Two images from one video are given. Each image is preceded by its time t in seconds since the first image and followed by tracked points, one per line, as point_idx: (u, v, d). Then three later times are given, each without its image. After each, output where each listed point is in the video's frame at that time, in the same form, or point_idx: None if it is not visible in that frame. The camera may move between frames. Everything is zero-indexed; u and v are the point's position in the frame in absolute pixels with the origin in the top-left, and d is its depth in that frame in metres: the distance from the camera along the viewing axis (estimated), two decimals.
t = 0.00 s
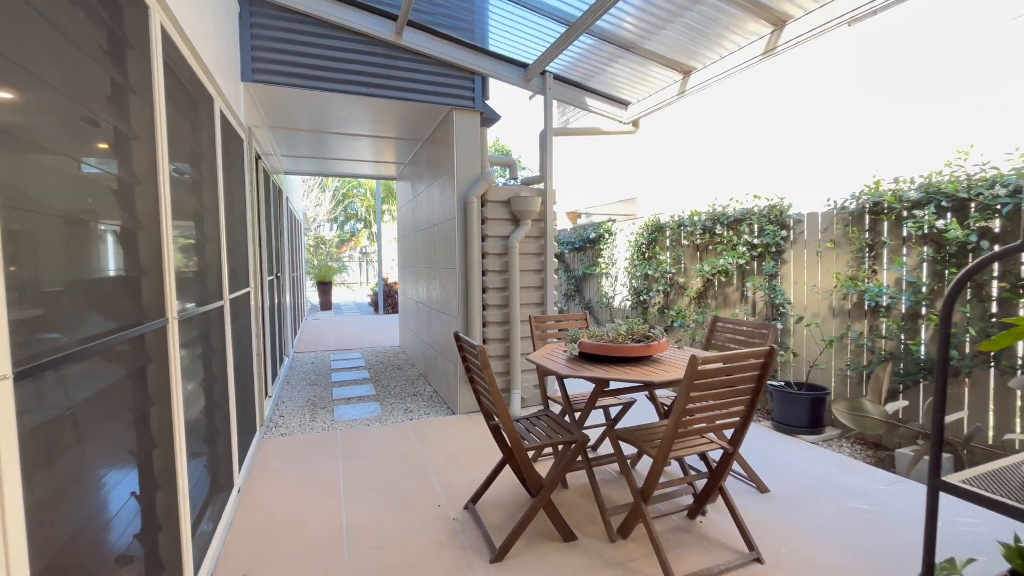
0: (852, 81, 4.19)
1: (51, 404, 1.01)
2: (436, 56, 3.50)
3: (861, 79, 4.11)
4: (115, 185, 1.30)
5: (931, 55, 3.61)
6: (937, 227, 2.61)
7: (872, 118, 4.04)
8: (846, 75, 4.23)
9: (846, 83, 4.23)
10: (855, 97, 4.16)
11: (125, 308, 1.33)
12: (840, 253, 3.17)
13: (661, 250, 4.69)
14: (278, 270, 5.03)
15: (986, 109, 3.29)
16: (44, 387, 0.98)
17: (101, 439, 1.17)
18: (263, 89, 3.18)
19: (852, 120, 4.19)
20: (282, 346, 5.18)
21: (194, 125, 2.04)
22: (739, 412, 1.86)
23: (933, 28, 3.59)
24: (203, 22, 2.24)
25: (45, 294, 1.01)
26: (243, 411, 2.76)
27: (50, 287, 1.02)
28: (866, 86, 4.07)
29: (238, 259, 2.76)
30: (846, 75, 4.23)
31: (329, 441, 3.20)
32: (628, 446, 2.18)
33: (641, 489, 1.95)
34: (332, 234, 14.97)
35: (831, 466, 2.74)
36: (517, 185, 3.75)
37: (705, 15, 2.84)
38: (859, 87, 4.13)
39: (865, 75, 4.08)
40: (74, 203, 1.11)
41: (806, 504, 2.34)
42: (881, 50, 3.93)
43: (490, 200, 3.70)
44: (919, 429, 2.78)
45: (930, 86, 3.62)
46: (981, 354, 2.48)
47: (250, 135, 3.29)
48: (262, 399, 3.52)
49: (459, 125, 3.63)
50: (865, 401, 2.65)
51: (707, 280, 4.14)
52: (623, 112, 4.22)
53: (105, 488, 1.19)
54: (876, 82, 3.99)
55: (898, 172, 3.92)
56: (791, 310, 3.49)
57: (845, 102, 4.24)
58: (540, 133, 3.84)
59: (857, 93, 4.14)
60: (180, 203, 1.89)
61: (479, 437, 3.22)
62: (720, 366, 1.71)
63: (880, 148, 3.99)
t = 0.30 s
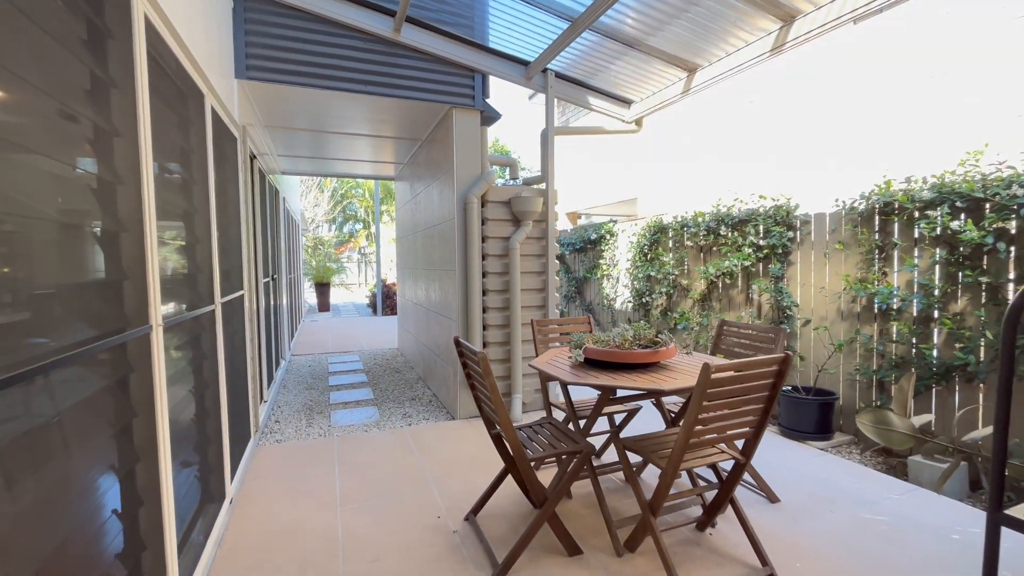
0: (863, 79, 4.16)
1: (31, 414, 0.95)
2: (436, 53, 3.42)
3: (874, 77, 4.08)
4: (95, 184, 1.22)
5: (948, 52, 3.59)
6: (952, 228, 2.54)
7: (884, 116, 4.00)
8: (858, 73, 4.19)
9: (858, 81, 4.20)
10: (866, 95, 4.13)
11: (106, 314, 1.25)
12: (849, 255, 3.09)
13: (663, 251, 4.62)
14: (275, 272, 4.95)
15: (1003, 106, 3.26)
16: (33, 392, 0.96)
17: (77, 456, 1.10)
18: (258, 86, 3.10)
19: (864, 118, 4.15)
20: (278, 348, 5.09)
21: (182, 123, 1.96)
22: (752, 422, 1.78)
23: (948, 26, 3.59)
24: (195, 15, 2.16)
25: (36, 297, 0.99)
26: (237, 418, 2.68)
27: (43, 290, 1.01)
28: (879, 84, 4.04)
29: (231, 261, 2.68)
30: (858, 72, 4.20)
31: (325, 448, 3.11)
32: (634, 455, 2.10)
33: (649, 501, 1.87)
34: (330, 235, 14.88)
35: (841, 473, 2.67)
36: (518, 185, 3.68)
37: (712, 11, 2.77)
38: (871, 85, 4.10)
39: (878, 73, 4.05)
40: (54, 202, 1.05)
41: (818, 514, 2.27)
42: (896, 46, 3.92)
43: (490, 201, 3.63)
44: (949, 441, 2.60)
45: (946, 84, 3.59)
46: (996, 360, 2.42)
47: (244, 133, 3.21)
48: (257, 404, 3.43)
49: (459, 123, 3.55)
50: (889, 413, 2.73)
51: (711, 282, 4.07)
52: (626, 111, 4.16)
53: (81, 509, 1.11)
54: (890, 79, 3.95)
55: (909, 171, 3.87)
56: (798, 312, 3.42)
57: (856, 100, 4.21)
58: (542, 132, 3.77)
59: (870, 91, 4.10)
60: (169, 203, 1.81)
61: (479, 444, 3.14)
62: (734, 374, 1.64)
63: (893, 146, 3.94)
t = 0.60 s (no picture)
0: (864, 78, 4.13)
1: (21, 416, 0.92)
2: (434, 51, 3.39)
3: (874, 76, 4.06)
4: (84, 181, 1.18)
5: (949, 50, 3.58)
6: (957, 227, 2.51)
7: (884, 115, 3.99)
8: (859, 72, 4.17)
9: (858, 80, 4.18)
10: (868, 94, 4.10)
11: (95, 315, 1.22)
12: (852, 255, 3.06)
13: (663, 250, 4.59)
14: (271, 272, 4.90)
15: (1003, 104, 3.27)
16: (25, 393, 0.94)
17: (67, 461, 1.06)
18: (253, 84, 3.05)
19: (865, 117, 4.13)
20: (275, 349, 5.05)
21: (176, 119, 1.92)
22: (757, 425, 1.75)
23: (949, 24, 3.57)
24: (190, 11, 2.13)
25: (31, 297, 0.98)
26: (233, 421, 2.63)
27: (37, 289, 1.00)
28: (880, 82, 4.01)
29: (226, 261, 2.63)
30: (858, 71, 4.18)
31: (321, 450, 3.07)
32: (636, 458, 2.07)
33: (652, 505, 1.84)
34: (328, 235, 14.83)
35: (844, 476, 2.63)
36: (517, 184, 3.64)
37: (714, 7, 2.74)
38: (872, 84, 4.07)
39: (879, 71, 4.02)
40: (46, 201, 1.03)
41: (822, 517, 2.24)
42: (896, 45, 3.90)
43: (489, 200, 3.59)
44: (960, 444, 2.52)
45: (947, 82, 3.57)
46: (1001, 360, 2.39)
47: (240, 131, 3.17)
48: (253, 405, 3.39)
49: (458, 122, 3.51)
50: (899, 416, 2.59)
51: (711, 282, 4.04)
52: (625, 110, 4.13)
53: (71, 517, 1.08)
54: (890, 78, 3.94)
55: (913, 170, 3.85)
56: (800, 313, 3.39)
57: (857, 99, 4.19)
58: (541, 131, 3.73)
59: (870, 90, 4.09)
60: (163, 202, 1.77)
61: (478, 446, 3.10)
62: (739, 377, 1.60)
63: (896, 145, 3.92)
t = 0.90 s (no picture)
0: (863, 78, 4.14)
1: (14, 418, 0.91)
2: (432, 50, 3.37)
3: (873, 76, 4.06)
4: (75, 181, 1.16)
5: (947, 51, 3.58)
6: (956, 227, 2.50)
7: (882, 115, 3.99)
8: (857, 72, 4.18)
9: (857, 80, 4.18)
10: (866, 94, 4.11)
11: (87, 317, 1.20)
12: (851, 255, 3.05)
13: (662, 251, 4.57)
14: (268, 273, 4.87)
15: (1001, 104, 3.28)
16: (19, 394, 0.92)
17: (61, 466, 1.04)
18: (250, 83, 3.03)
19: (864, 117, 4.13)
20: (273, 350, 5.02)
21: (170, 117, 1.89)
22: (758, 426, 1.74)
23: (947, 24, 3.58)
24: (185, 8, 2.11)
25: (24, 298, 0.96)
26: (229, 423, 2.61)
27: (32, 290, 0.98)
28: (878, 82, 4.02)
29: (221, 261, 2.61)
30: (856, 71, 4.19)
31: (318, 452, 3.04)
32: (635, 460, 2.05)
33: (653, 508, 1.81)
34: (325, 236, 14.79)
35: (845, 477, 2.62)
36: (516, 185, 3.63)
37: (712, 7, 2.73)
38: (871, 84, 4.07)
39: (877, 72, 4.03)
40: (40, 201, 1.02)
41: (823, 518, 2.22)
42: (893, 45, 3.91)
43: (487, 200, 3.57)
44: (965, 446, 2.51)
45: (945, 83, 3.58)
46: (1001, 360, 2.38)
47: (236, 131, 3.14)
48: (250, 407, 3.37)
49: (455, 122, 3.50)
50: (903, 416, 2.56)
51: (710, 282, 4.03)
52: (624, 110, 4.12)
53: (65, 521, 1.06)
54: (888, 78, 3.94)
55: (912, 170, 3.85)
56: (799, 313, 3.38)
57: (856, 99, 4.19)
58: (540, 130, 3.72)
59: (868, 90, 4.10)
60: (157, 201, 1.75)
61: (476, 448, 3.07)
62: (739, 377, 1.58)
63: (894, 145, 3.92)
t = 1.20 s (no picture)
0: (860, 79, 4.15)
1: (9, 420, 0.90)
2: (429, 51, 3.37)
3: (870, 77, 4.07)
4: (71, 182, 1.16)
5: (943, 52, 3.60)
6: (953, 227, 2.51)
7: (878, 116, 4.01)
8: (854, 73, 4.19)
9: (854, 81, 4.19)
10: (863, 95, 4.12)
11: (83, 318, 1.19)
12: (848, 255, 3.06)
13: (660, 251, 4.57)
14: (266, 274, 4.86)
15: (998, 105, 3.29)
16: (15, 396, 0.91)
17: (56, 468, 1.04)
18: (247, 83, 3.03)
19: (861, 118, 4.14)
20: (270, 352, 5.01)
21: (167, 117, 1.89)
22: (755, 426, 1.74)
23: (943, 26, 3.60)
24: (182, 8, 2.10)
25: (20, 299, 0.96)
26: (226, 424, 2.60)
27: (28, 290, 0.98)
28: (875, 83, 4.03)
29: (218, 261, 2.60)
30: (853, 72, 4.20)
31: (316, 453, 3.04)
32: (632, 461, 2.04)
33: (650, 509, 1.81)
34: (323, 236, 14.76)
35: (842, 477, 2.63)
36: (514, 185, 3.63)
37: (710, 8, 2.73)
38: (868, 85, 4.09)
39: (874, 73, 4.04)
40: (35, 201, 1.01)
41: (821, 519, 2.23)
42: (890, 47, 3.92)
43: (485, 201, 3.57)
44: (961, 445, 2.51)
45: (942, 84, 3.60)
46: (998, 361, 2.39)
47: (234, 132, 3.14)
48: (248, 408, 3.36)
49: (453, 122, 3.50)
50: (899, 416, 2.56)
51: (708, 283, 4.04)
52: (622, 111, 4.12)
53: (61, 523, 1.05)
54: (885, 79, 3.96)
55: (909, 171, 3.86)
56: (797, 313, 3.39)
57: (852, 100, 4.20)
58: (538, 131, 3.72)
59: (864, 91, 4.11)
60: (154, 202, 1.74)
61: (474, 449, 3.07)
62: (736, 377, 1.59)
63: (891, 146, 3.93)
